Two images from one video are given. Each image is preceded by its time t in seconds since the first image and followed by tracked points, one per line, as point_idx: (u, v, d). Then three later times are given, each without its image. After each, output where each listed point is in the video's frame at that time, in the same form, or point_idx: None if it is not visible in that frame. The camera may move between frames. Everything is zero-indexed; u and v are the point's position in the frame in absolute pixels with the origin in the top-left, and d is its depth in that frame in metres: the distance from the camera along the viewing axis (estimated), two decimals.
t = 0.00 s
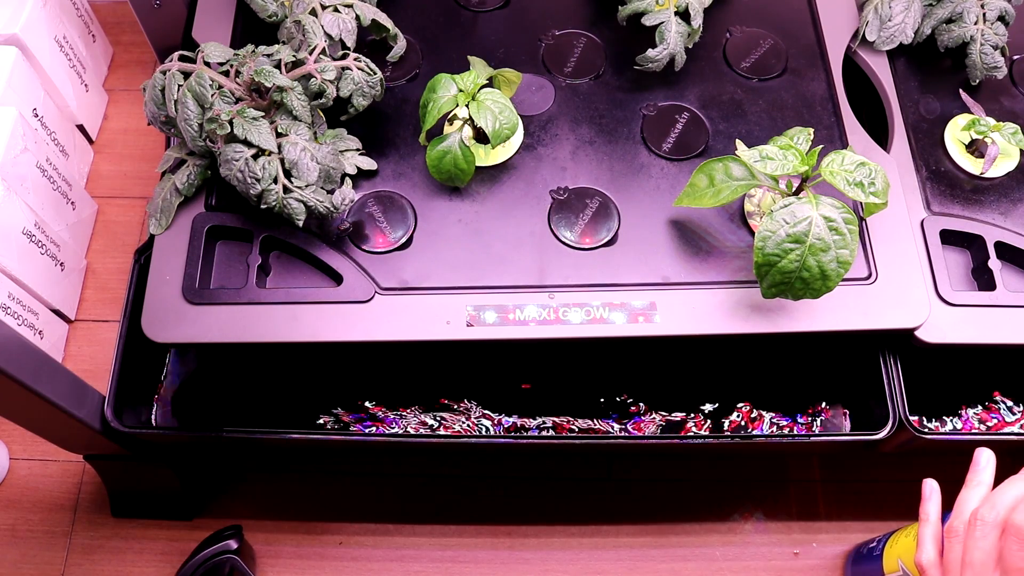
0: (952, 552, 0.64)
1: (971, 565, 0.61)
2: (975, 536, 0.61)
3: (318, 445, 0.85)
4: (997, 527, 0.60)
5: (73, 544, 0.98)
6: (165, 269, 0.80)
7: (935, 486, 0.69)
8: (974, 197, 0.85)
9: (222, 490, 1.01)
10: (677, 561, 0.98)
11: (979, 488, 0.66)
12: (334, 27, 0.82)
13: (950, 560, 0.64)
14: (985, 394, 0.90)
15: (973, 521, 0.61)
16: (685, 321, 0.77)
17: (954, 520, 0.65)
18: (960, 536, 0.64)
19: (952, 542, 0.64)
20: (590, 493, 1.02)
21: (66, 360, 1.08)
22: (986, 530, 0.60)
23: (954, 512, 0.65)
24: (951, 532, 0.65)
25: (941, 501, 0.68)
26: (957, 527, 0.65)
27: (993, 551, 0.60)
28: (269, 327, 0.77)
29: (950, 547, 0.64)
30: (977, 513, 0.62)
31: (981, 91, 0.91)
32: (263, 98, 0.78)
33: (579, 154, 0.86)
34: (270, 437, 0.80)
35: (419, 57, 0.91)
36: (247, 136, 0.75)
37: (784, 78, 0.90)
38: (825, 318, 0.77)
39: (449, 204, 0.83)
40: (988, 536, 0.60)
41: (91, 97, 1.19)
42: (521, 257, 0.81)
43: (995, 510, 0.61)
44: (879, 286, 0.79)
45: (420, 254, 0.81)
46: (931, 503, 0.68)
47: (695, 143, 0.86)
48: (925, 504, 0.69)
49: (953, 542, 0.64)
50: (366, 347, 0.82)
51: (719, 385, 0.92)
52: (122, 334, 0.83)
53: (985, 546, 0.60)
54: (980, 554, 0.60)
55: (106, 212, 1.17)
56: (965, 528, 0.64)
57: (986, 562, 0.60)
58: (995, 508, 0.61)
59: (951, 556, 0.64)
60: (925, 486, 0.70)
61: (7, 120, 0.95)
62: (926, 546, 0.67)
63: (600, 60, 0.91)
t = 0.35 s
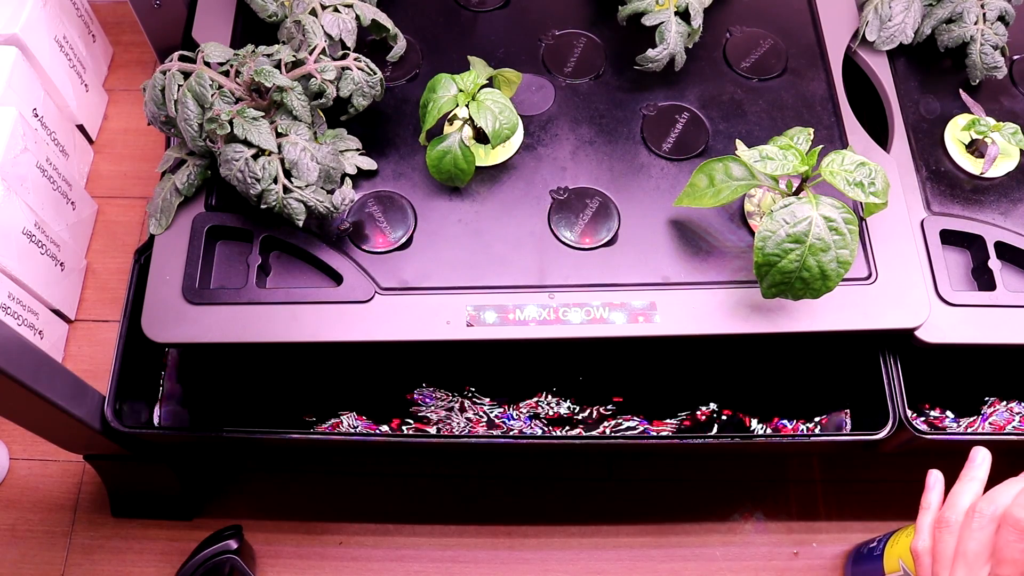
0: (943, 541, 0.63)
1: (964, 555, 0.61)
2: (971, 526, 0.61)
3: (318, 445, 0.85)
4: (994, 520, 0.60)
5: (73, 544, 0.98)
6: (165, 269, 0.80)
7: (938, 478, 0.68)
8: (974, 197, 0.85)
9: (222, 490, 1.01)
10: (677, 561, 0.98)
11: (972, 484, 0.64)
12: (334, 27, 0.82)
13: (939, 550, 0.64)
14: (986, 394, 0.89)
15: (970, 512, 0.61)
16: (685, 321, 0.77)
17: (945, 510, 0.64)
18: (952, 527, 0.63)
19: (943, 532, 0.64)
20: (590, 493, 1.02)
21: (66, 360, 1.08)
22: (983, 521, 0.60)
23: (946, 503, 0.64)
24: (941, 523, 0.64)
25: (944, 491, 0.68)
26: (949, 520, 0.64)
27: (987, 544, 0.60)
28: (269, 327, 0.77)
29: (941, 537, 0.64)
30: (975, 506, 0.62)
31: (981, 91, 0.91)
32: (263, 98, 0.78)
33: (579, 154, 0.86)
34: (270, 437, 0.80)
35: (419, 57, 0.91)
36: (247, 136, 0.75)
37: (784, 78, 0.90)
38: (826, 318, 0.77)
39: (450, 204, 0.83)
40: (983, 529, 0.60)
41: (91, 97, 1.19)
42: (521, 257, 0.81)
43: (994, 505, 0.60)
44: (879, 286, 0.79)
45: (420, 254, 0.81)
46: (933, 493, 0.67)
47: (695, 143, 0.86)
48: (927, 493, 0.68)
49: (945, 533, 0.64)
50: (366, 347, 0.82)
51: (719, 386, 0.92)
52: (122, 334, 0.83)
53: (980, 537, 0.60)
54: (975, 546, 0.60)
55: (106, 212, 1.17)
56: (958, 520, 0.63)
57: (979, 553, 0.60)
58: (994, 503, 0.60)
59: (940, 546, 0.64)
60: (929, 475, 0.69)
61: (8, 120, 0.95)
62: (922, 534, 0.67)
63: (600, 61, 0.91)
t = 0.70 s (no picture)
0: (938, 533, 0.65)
1: (963, 547, 0.62)
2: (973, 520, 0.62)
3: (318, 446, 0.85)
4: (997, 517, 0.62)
5: (73, 544, 0.98)
6: (165, 269, 0.80)
7: (925, 472, 0.69)
8: (974, 197, 0.85)
9: (222, 490, 1.01)
10: (677, 561, 0.98)
11: (966, 480, 0.66)
12: (334, 27, 0.82)
13: (934, 540, 0.65)
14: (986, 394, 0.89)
15: (974, 506, 0.63)
16: (685, 321, 0.77)
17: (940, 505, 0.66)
18: (948, 520, 0.65)
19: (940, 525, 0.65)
20: (590, 493, 1.02)
21: (66, 360, 1.08)
22: (985, 515, 0.62)
23: (941, 496, 0.66)
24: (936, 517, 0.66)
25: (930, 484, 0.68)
26: (946, 513, 0.65)
27: (987, 538, 0.61)
28: (269, 327, 0.77)
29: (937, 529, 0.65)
30: (977, 501, 0.63)
31: (981, 91, 0.91)
32: (263, 98, 0.78)
33: (579, 154, 0.86)
34: (269, 437, 0.80)
35: (419, 57, 0.91)
36: (247, 136, 0.75)
37: (784, 78, 0.90)
38: (826, 318, 0.77)
39: (449, 204, 0.83)
40: (985, 523, 0.62)
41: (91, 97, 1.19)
42: (521, 257, 0.81)
43: (997, 501, 0.62)
44: (879, 286, 0.79)
45: (420, 254, 0.81)
46: (920, 486, 0.68)
47: (695, 143, 0.86)
48: (914, 485, 0.69)
49: (940, 526, 0.65)
50: (366, 347, 0.82)
51: (719, 386, 0.92)
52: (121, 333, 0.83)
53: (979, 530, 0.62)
54: (975, 538, 0.61)
55: (106, 212, 1.17)
56: (955, 513, 0.65)
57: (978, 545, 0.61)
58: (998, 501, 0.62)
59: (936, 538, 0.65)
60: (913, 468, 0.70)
61: (8, 120, 0.95)
62: (910, 528, 0.67)
63: (600, 61, 0.91)
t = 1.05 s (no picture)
0: (937, 525, 0.60)
1: (968, 539, 0.57)
2: (980, 510, 0.58)
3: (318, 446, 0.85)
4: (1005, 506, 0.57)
5: (73, 544, 0.98)
6: (165, 269, 0.80)
7: (909, 468, 0.63)
8: (974, 197, 0.85)
9: (222, 490, 1.01)
10: (677, 561, 0.98)
11: (965, 472, 0.61)
12: (334, 27, 0.82)
13: (933, 533, 0.60)
14: (986, 394, 0.89)
15: (979, 496, 0.58)
16: (685, 321, 0.77)
17: (937, 495, 0.61)
18: (948, 511, 0.60)
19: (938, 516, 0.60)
20: (590, 493, 1.02)
21: (66, 360, 1.08)
22: (992, 504, 0.57)
23: (938, 488, 0.61)
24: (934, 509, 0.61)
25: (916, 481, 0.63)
26: (943, 504, 0.60)
27: (993, 529, 0.57)
28: (269, 328, 0.77)
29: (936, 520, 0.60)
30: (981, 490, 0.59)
31: (981, 91, 0.91)
32: (263, 98, 0.78)
33: (579, 154, 0.86)
34: (270, 437, 0.80)
35: (419, 57, 0.91)
36: (247, 136, 0.75)
37: (784, 78, 0.90)
38: (826, 318, 0.77)
39: (449, 205, 0.83)
40: (990, 514, 0.57)
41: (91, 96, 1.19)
42: (521, 257, 0.81)
43: (1003, 491, 0.57)
44: (879, 286, 0.79)
45: (420, 254, 0.81)
46: (906, 482, 0.63)
47: (695, 143, 0.86)
48: (897, 482, 0.64)
49: (938, 517, 0.60)
50: (366, 347, 0.82)
51: (719, 386, 0.92)
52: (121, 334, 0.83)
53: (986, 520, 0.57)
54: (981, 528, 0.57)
55: (106, 212, 1.16)
56: (954, 505, 0.60)
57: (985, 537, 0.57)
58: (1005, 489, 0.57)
59: (934, 531, 0.60)
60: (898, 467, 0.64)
61: (8, 120, 0.95)
62: (898, 524, 0.62)
63: (600, 61, 0.91)
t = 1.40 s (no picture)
0: (941, 518, 0.58)
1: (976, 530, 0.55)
2: (990, 502, 0.56)
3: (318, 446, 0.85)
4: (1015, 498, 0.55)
5: (73, 544, 0.98)
6: (165, 269, 0.80)
7: (903, 477, 0.63)
8: (974, 197, 0.85)
9: (222, 490, 1.01)
10: (676, 561, 0.98)
11: (967, 463, 0.59)
12: (334, 26, 0.82)
13: (936, 525, 0.58)
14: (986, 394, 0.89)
15: (988, 489, 0.56)
16: (685, 321, 0.77)
17: (938, 489, 0.59)
18: (951, 505, 0.58)
19: (941, 509, 0.58)
20: (590, 493, 1.02)
21: (66, 360, 1.08)
22: (1002, 496, 0.55)
23: (941, 478, 0.59)
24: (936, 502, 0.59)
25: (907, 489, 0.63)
26: (946, 497, 0.59)
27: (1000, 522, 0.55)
28: (269, 328, 0.77)
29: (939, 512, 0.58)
30: (991, 485, 0.57)
31: (981, 91, 0.92)
32: (263, 98, 0.78)
33: (579, 154, 0.86)
34: (270, 437, 0.80)
35: (419, 57, 0.91)
36: (247, 136, 0.75)
37: (784, 78, 0.90)
38: (826, 318, 0.77)
39: (450, 205, 0.83)
40: (999, 506, 0.55)
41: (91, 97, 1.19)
42: (521, 257, 0.81)
43: (1014, 483, 0.55)
44: (879, 286, 0.79)
45: (420, 254, 0.81)
46: (897, 487, 0.62)
47: (695, 144, 0.86)
48: (888, 488, 0.63)
49: (940, 510, 0.59)
50: (366, 347, 0.82)
51: (718, 386, 0.92)
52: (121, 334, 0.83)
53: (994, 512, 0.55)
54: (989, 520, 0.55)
55: (106, 212, 1.17)
56: (957, 497, 0.58)
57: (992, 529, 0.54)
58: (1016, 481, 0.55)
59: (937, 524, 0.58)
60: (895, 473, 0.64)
61: (8, 120, 0.95)
62: (889, 527, 0.61)
63: (600, 61, 0.91)
